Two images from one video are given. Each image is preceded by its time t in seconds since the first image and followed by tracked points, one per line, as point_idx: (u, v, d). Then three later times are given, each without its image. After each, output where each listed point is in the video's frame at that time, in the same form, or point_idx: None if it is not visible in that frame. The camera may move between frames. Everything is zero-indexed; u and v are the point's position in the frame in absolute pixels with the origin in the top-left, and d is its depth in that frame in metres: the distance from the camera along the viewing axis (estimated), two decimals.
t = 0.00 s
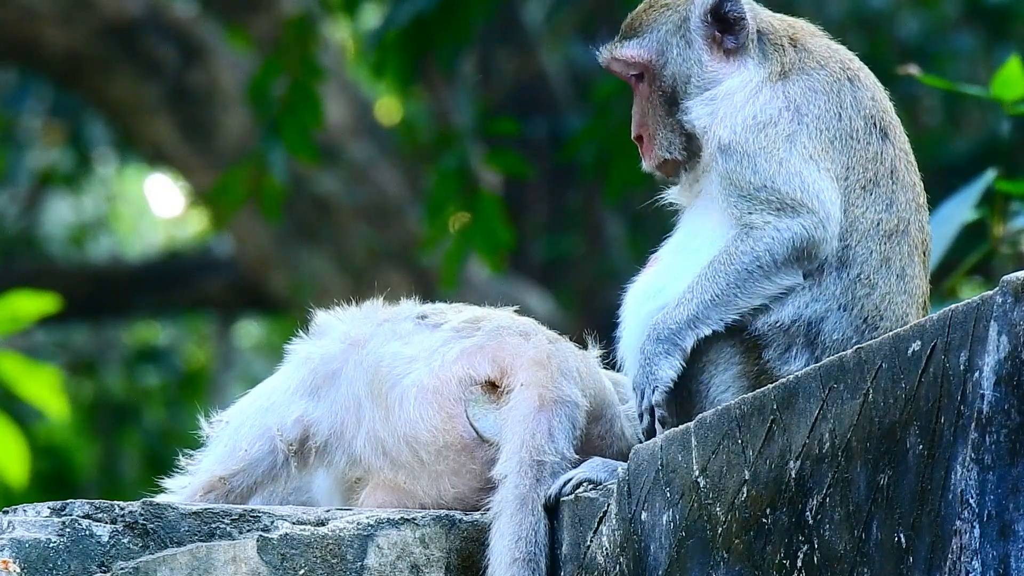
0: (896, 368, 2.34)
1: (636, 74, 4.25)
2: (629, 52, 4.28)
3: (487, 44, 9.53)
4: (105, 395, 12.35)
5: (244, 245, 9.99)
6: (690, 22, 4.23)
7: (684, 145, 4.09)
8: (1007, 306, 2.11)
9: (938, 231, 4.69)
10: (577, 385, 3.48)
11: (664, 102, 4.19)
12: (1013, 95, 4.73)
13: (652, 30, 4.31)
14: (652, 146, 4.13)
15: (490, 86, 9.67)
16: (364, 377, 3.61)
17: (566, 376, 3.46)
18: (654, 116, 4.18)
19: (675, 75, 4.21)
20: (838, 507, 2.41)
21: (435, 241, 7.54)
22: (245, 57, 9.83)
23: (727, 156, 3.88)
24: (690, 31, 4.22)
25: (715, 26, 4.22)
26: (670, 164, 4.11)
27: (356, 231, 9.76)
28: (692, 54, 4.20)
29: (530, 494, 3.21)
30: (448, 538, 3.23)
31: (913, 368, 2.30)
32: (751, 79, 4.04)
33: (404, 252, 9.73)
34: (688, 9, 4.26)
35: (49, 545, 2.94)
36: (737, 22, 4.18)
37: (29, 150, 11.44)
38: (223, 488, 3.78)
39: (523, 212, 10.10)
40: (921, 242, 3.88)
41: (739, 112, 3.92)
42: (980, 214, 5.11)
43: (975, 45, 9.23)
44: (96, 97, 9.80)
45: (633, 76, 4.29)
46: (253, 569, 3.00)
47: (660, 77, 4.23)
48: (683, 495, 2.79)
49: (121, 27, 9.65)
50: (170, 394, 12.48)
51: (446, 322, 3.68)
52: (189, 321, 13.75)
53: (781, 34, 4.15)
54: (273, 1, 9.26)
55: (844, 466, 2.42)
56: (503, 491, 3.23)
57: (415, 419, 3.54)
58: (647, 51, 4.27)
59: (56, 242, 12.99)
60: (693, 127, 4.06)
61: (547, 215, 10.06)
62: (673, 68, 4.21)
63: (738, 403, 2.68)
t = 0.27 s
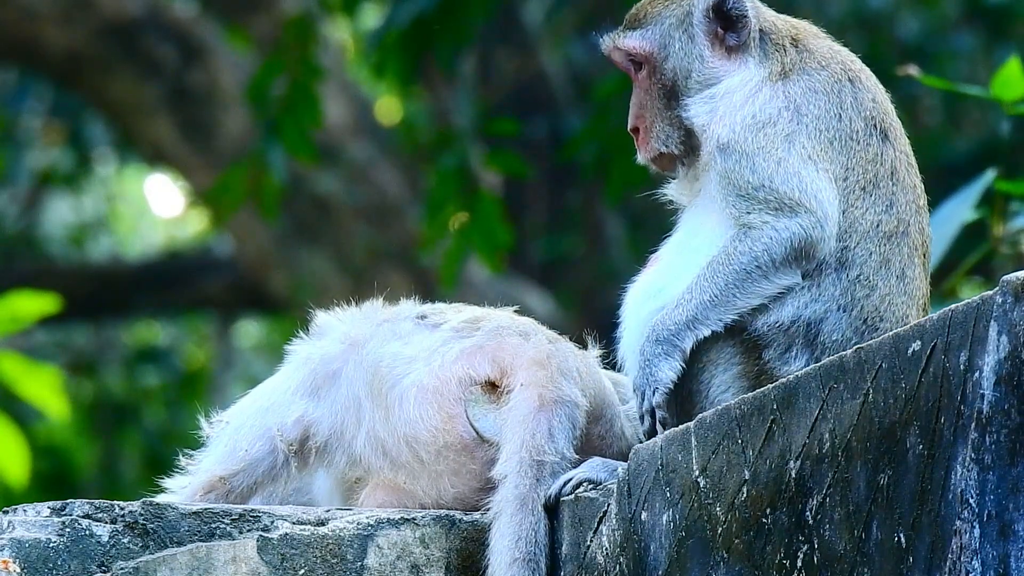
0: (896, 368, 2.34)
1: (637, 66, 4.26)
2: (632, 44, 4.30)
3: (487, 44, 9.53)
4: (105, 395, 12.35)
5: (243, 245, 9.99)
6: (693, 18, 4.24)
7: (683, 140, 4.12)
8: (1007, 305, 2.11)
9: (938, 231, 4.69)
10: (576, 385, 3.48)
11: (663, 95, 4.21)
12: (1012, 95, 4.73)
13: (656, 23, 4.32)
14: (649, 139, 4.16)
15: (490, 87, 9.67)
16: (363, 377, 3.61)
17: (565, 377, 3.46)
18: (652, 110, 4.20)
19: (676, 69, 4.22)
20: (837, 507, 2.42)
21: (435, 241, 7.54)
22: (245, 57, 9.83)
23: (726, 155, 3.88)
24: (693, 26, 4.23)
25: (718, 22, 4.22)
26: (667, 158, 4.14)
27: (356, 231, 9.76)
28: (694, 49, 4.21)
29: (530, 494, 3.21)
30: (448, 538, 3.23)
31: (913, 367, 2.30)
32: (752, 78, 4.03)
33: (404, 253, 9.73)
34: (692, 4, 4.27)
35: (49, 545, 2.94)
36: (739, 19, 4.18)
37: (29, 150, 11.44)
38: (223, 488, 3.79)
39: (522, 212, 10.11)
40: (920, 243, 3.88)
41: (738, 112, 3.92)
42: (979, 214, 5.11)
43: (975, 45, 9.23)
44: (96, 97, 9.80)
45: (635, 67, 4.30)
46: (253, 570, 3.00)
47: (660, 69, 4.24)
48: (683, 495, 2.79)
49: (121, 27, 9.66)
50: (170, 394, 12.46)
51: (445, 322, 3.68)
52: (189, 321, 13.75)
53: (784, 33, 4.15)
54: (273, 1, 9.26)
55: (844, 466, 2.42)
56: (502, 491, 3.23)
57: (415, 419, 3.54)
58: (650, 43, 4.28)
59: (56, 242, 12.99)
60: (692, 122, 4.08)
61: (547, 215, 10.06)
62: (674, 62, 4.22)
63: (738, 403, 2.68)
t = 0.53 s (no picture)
0: (896, 368, 2.34)
1: (636, 60, 4.27)
2: (631, 38, 4.31)
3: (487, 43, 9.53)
4: (105, 396, 12.34)
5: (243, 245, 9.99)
6: (693, 14, 4.25)
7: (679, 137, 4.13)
8: (1007, 306, 2.11)
9: (938, 231, 4.69)
10: (576, 385, 3.48)
11: (661, 92, 4.23)
12: (1012, 95, 4.73)
13: (655, 18, 4.33)
14: (645, 135, 4.17)
15: (490, 87, 9.68)
16: (363, 378, 3.61)
17: (565, 377, 3.46)
18: (650, 106, 4.22)
19: (674, 65, 4.23)
20: (837, 507, 2.42)
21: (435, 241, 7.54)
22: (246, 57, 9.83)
23: (726, 154, 3.88)
24: (693, 23, 4.24)
25: (718, 20, 4.23)
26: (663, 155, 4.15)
27: (356, 231, 9.77)
28: (693, 46, 4.22)
29: (530, 494, 3.21)
30: (448, 538, 3.23)
31: (913, 367, 2.30)
32: (751, 78, 4.03)
33: (404, 253, 9.74)
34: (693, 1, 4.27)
35: (49, 545, 2.94)
36: (740, 17, 4.19)
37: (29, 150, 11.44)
38: (223, 488, 3.79)
39: (522, 212, 10.11)
40: (920, 244, 3.89)
41: (737, 112, 3.92)
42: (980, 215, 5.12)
43: (975, 46, 9.24)
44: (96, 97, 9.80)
45: (633, 62, 4.31)
46: (253, 570, 3.00)
47: (659, 65, 4.25)
48: (683, 495, 2.79)
49: (121, 27, 9.65)
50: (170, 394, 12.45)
51: (444, 322, 3.68)
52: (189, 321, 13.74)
53: (784, 33, 4.15)
54: (274, 2, 9.26)
55: (844, 466, 2.42)
56: (502, 491, 3.23)
57: (414, 419, 3.53)
58: (649, 38, 4.29)
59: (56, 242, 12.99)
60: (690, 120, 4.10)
61: (547, 215, 10.07)
62: (673, 58, 4.23)
63: (738, 403, 2.68)
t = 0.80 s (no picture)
0: (896, 368, 2.34)
1: (625, 57, 4.28)
2: (621, 34, 4.31)
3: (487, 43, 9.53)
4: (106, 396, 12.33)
5: (243, 245, 10.00)
6: (685, 12, 4.25)
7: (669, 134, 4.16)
8: (1007, 306, 2.10)
9: (937, 230, 4.69)
10: (575, 384, 3.48)
11: (650, 88, 4.24)
12: (1013, 94, 4.73)
13: (646, 15, 4.33)
14: (633, 131, 4.20)
15: (491, 86, 9.68)
16: (363, 378, 3.62)
17: (565, 376, 3.47)
18: (638, 102, 4.23)
19: (664, 63, 4.24)
20: (837, 506, 2.41)
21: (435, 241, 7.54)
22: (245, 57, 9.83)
23: (721, 157, 3.87)
24: (684, 21, 4.24)
25: (710, 19, 4.23)
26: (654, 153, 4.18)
27: (356, 230, 9.76)
28: (684, 44, 4.22)
29: (530, 494, 3.21)
30: (448, 538, 3.23)
31: (913, 367, 2.30)
32: (743, 79, 4.04)
33: (404, 253, 9.74)
34: None
35: (49, 545, 2.94)
36: (732, 16, 4.19)
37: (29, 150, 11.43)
38: (223, 488, 3.79)
39: (522, 212, 10.11)
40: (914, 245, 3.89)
41: (732, 113, 3.92)
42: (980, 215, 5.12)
43: (975, 46, 9.24)
44: (96, 98, 9.80)
45: (623, 57, 4.32)
46: (253, 570, 3.00)
47: (648, 62, 4.26)
48: (683, 495, 2.79)
49: (122, 27, 9.65)
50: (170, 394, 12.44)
51: (444, 322, 3.68)
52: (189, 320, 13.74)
53: (775, 33, 4.15)
54: (274, 2, 9.26)
55: (844, 466, 2.42)
56: (502, 492, 3.23)
57: (414, 419, 3.54)
58: (640, 35, 4.30)
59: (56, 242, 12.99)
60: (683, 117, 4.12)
61: (547, 215, 10.07)
62: (664, 55, 4.24)
63: (738, 403, 2.69)
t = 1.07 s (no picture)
0: (897, 368, 2.33)
1: (589, 61, 4.31)
2: (585, 38, 4.33)
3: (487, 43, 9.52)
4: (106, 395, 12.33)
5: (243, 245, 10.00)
6: (648, 16, 4.29)
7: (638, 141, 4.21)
8: (1007, 306, 2.09)
9: (935, 230, 4.69)
10: (573, 384, 3.52)
11: (614, 93, 4.29)
12: (1012, 94, 4.73)
13: (609, 19, 4.36)
14: (598, 136, 4.26)
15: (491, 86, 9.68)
16: (362, 379, 3.63)
17: (562, 376, 3.51)
18: (603, 107, 4.28)
19: (628, 67, 4.28)
20: (838, 506, 2.41)
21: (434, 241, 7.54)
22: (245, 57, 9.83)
23: (691, 169, 3.86)
24: (647, 25, 4.28)
25: (673, 22, 4.27)
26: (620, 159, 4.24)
27: (356, 230, 9.77)
28: (648, 48, 4.26)
29: (531, 495, 3.21)
30: (448, 538, 3.23)
31: (913, 367, 2.30)
32: (710, 86, 4.07)
33: (404, 253, 9.74)
34: (647, 3, 4.31)
35: (49, 545, 2.94)
36: (695, 20, 4.23)
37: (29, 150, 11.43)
38: (223, 488, 3.80)
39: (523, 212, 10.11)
40: (893, 246, 3.96)
41: (704, 124, 3.92)
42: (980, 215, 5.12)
43: (975, 46, 9.24)
44: (96, 98, 9.80)
45: (585, 61, 4.34)
46: (253, 569, 3.00)
47: (612, 66, 4.30)
48: (683, 495, 2.79)
49: (122, 27, 9.65)
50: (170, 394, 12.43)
51: (444, 322, 3.69)
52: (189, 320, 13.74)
53: (740, 36, 4.19)
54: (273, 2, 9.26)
55: (844, 466, 2.42)
56: (503, 493, 3.23)
57: (413, 419, 3.54)
58: (603, 38, 4.33)
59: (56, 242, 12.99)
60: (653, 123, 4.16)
61: (548, 215, 10.07)
62: (627, 60, 4.28)
63: (738, 403, 2.69)
